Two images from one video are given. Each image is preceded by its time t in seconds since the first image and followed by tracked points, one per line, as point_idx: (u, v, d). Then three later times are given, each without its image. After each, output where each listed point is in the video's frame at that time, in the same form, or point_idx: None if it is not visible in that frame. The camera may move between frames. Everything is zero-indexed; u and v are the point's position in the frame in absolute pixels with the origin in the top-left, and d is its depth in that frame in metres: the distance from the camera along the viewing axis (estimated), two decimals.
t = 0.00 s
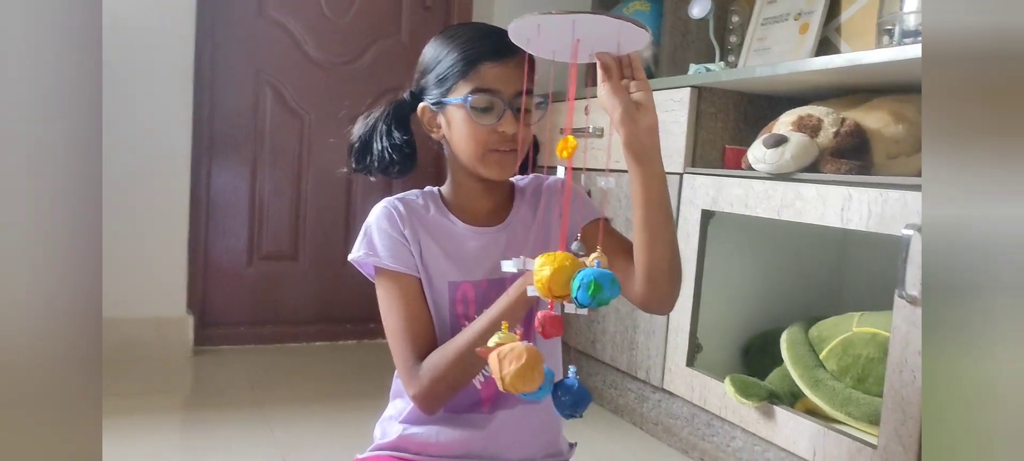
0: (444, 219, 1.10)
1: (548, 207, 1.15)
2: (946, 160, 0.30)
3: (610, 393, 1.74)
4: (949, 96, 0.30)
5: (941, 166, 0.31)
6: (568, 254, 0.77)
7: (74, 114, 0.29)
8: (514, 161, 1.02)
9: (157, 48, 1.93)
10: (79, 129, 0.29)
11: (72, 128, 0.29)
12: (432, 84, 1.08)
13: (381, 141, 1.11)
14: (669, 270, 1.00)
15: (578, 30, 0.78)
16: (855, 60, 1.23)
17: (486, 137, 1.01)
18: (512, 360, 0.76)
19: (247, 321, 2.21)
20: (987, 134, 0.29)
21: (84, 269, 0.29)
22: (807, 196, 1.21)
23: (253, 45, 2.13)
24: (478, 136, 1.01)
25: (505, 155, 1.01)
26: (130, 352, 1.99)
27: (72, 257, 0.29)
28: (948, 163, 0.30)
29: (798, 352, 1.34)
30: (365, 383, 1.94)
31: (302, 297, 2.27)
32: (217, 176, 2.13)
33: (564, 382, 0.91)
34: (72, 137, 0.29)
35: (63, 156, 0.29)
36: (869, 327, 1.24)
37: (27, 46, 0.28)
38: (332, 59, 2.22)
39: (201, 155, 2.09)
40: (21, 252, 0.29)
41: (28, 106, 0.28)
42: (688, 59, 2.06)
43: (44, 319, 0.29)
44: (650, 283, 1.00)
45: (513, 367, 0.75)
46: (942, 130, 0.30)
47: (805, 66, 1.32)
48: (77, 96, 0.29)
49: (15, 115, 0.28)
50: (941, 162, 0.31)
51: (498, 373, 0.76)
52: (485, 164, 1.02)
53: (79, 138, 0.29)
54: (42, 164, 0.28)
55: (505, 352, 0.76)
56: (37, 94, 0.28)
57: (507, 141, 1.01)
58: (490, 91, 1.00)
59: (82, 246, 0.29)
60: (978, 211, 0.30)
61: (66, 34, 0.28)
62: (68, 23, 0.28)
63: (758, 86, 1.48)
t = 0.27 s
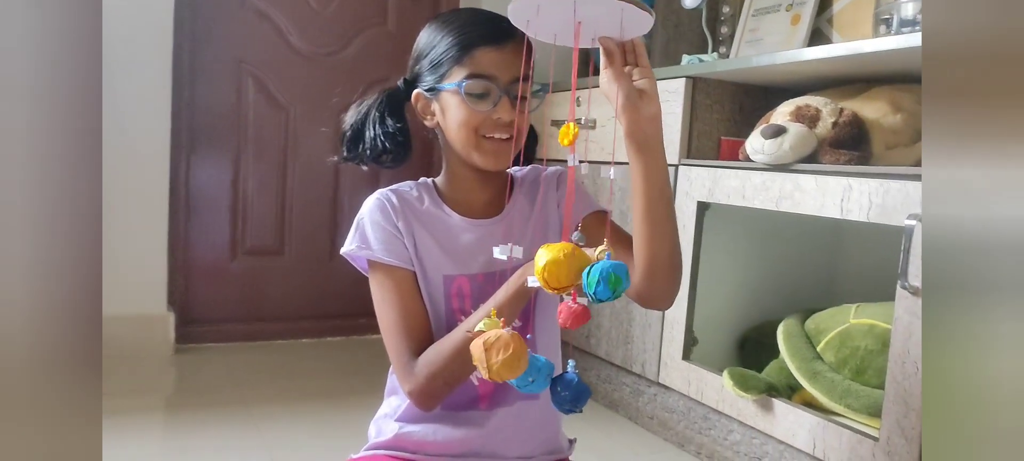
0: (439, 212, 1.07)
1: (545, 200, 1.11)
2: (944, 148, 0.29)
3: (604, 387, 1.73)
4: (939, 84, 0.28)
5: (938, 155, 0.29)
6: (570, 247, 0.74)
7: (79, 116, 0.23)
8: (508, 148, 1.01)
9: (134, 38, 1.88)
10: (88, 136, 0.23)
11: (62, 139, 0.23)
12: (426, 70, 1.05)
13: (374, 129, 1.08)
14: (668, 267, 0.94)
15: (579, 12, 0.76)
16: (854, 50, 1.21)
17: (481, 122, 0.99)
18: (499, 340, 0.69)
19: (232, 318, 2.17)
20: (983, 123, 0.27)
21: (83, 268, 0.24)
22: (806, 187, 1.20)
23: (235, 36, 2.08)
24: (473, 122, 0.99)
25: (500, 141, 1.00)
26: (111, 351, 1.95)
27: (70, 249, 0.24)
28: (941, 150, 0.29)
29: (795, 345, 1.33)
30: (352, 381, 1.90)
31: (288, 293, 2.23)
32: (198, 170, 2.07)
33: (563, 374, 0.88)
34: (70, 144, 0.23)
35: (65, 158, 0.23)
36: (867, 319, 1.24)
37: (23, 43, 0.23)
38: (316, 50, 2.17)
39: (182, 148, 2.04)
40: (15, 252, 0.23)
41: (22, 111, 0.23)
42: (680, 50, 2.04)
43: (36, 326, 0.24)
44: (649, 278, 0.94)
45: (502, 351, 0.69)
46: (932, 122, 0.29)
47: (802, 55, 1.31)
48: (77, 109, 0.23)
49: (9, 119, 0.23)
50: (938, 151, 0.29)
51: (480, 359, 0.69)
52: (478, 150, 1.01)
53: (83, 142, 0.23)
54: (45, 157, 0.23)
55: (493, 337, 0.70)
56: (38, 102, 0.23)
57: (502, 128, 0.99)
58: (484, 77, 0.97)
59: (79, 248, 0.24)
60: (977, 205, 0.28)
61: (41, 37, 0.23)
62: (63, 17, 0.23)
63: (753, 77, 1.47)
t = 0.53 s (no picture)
0: (450, 207, 1.04)
1: (557, 197, 1.09)
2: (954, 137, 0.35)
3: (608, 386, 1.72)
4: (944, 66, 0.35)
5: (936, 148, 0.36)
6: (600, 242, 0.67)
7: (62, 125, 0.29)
8: (522, 141, 0.96)
9: (121, 29, 1.83)
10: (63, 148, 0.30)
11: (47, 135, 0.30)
12: (436, 61, 1.01)
13: (383, 122, 1.05)
14: (688, 260, 0.93)
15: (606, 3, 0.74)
16: (867, 42, 1.19)
17: (492, 114, 0.94)
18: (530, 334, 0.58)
19: (223, 317, 2.12)
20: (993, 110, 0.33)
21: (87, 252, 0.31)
22: (818, 182, 1.19)
23: (226, 27, 2.03)
24: (484, 114, 0.94)
25: (513, 135, 0.95)
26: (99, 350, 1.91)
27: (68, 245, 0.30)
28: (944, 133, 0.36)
29: (805, 341, 1.32)
30: (347, 381, 1.86)
31: (280, 291, 2.19)
32: (188, 165, 2.03)
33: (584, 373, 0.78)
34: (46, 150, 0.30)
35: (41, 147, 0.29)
36: (877, 316, 1.23)
37: (27, 60, 0.29)
38: (309, 42, 2.13)
39: (171, 143, 2.00)
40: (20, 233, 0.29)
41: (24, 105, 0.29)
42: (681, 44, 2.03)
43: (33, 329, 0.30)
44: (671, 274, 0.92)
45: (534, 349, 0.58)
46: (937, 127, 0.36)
47: (812, 49, 1.29)
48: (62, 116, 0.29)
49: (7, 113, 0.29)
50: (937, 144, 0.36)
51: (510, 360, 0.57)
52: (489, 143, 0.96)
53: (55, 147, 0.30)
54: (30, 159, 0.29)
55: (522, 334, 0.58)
56: (36, 102, 0.29)
57: (516, 121, 0.94)
58: (496, 68, 0.93)
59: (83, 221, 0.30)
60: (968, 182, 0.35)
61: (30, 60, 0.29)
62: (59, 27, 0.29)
63: (760, 70, 1.46)
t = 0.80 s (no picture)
0: (460, 202, 0.96)
1: (573, 189, 1.01)
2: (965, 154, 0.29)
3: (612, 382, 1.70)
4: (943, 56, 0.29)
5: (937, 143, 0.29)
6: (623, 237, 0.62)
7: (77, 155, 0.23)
8: (539, 133, 0.90)
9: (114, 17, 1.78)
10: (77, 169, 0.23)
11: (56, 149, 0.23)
12: (450, 52, 0.95)
13: (393, 114, 1.02)
14: (709, 256, 0.90)
15: None
16: (881, 35, 1.18)
17: (507, 105, 0.88)
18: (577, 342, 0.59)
19: (218, 314, 2.08)
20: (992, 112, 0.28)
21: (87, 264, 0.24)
22: (833, 176, 1.17)
23: (221, 17, 1.99)
24: (497, 105, 0.88)
25: (529, 126, 0.89)
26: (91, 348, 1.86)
27: (66, 249, 0.24)
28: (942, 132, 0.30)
29: (817, 337, 1.31)
30: (347, 378, 1.83)
31: (276, 287, 2.15)
32: (182, 158, 1.99)
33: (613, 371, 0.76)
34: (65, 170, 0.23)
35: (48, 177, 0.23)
36: (890, 310, 1.22)
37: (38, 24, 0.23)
38: (305, 33, 2.09)
39: (165, 136, 1.95)
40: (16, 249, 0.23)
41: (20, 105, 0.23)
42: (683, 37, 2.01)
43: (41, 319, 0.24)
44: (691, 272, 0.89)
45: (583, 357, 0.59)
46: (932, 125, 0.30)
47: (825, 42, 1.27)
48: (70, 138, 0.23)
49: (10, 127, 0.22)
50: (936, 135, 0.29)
51: (562, 367, 0.59)
52: (502, 136, 0.90)
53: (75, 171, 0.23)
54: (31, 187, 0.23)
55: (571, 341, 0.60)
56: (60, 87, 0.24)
57: (532, 112, 0.88)
58: (511, 59, 0.88)
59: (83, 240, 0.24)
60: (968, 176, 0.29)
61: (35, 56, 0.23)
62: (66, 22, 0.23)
63: (770, 63, 1.44)
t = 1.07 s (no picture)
0: (464, 199, 0.90)
1: (583, 187, 0.96)
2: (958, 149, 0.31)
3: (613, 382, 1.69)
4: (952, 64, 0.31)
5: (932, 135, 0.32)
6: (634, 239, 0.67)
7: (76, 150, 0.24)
8: (549, 130, 0.84)
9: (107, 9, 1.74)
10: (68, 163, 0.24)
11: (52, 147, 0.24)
12: (457, 47, 0.90)
13: (400, 111, 0.97)
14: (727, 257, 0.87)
15: None
16: (893, 29, 1.15)
17: (517, 99, 0.82)
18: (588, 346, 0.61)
19: (211, 312, 2.05)
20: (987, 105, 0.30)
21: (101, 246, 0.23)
22: (844, 174, 1.15)
23: (215, 10, 1.95)
24: (506, 99, 0.82)
25: (538, 121, 0.84)
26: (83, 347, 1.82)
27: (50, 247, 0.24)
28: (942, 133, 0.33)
29: (825, 336, 1.29)
30: (345, 377, 1.81)
31: (271, 285, 2.12)
32: (176, 154, 1.95)
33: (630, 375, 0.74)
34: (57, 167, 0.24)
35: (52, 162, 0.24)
36: (900, 310, 1.20)
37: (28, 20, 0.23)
38: (301, 27, 2.06)
39: (159, 131, 1.91)
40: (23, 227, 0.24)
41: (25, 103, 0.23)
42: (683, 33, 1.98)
43: (43, 314, 0.24)
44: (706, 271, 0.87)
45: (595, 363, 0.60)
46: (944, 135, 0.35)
47: (835, 38, 1.25)
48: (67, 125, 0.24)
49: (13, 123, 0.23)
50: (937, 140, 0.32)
51: (573, 373, 0.60)
52: (510, 132, 0.84)
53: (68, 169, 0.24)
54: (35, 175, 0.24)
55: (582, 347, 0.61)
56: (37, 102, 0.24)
57: (542, 107, 0.83)
58: (520, 52, 0.82)
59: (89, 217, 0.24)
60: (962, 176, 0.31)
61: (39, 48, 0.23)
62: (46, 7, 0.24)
63: (776, 59, 1.42)
